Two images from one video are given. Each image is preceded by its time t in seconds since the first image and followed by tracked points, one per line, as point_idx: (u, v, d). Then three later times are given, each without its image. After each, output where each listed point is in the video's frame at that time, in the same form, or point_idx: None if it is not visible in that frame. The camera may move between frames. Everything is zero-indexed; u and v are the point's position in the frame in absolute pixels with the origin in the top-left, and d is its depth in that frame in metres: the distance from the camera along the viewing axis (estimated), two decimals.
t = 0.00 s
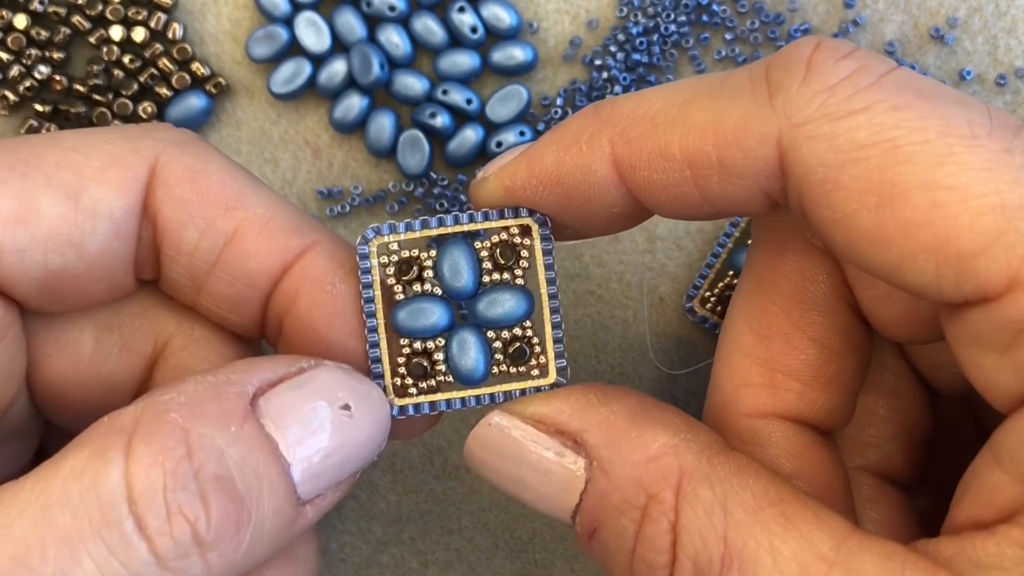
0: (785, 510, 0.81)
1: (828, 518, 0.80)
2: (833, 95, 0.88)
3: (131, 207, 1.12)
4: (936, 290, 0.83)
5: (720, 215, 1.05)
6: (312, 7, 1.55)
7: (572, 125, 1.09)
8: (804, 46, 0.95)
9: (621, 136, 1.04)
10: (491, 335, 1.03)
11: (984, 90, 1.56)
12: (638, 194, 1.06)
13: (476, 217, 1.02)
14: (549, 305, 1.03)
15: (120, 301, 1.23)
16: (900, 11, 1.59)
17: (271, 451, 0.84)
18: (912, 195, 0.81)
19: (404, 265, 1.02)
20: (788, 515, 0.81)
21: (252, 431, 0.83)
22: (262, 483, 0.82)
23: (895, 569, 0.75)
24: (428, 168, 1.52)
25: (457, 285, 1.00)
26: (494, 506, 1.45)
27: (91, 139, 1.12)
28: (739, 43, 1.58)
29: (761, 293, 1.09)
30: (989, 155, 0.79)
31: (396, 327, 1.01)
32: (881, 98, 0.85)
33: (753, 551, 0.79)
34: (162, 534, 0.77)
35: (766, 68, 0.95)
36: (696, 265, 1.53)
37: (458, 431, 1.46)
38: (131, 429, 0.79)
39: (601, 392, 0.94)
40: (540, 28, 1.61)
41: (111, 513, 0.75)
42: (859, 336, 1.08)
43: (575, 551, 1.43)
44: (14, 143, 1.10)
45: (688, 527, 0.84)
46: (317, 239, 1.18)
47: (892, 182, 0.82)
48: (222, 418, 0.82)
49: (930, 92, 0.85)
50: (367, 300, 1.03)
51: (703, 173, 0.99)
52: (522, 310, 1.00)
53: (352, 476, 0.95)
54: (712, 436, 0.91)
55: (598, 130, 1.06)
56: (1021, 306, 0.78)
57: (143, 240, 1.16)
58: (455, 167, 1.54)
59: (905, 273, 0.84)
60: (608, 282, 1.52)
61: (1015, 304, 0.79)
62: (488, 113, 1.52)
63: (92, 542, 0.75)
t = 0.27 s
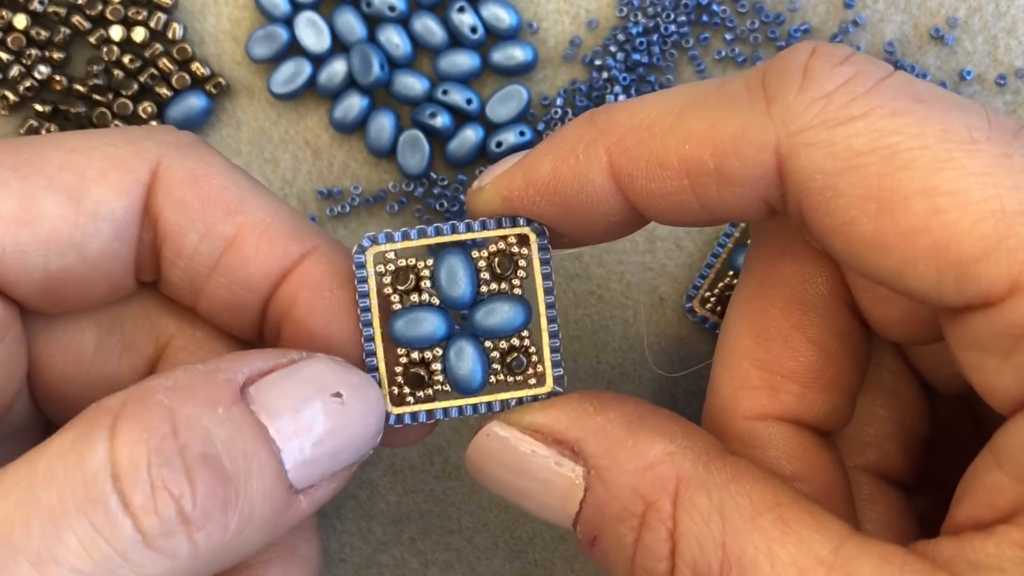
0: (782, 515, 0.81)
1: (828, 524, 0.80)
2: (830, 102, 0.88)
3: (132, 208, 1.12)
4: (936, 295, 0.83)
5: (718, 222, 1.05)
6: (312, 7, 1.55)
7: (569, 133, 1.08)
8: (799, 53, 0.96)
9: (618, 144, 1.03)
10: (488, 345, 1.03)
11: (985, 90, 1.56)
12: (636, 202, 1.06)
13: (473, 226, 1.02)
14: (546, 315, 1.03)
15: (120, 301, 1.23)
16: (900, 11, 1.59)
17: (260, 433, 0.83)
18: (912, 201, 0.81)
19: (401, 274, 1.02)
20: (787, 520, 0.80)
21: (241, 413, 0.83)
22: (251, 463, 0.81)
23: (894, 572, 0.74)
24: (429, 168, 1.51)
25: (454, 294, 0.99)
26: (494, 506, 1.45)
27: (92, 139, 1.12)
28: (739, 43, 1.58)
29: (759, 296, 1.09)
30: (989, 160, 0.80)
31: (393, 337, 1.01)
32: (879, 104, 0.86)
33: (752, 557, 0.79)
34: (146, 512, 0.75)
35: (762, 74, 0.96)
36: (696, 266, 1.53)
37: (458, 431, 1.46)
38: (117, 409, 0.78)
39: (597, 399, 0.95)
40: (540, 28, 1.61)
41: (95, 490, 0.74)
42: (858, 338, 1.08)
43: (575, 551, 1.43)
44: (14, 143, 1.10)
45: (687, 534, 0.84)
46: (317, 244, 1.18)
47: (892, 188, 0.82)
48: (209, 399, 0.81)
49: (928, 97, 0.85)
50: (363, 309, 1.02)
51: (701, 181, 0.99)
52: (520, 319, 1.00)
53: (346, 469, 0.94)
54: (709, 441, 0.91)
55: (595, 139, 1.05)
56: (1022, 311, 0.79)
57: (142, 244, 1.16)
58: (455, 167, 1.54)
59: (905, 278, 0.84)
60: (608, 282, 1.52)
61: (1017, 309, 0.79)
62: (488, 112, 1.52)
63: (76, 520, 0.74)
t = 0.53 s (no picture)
0: (771, 524, 0.82)
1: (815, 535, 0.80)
2: (815, 111, 0.89)
3: (132, 207, 1.12)
4: (919, 304, 0.84)
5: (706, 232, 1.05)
6: (312, 7, 1.55)
7: (558, 144, 1.09)
8: (785, 63, 0.96)
9: (605, 156, 1.04)
10: (480, 357, 1.03)
11: (984, 90, 1.56)
12: (624, 213, 1.06)
13: (464, 238, 1.02)
14: (538, 326, 1.03)
15: (119, 299, 1.23)
16: (900, 11, 1.59)
17: (246, 390, 0.85)
18: (895, 211, 0.82)
19: (392, 287, 1.02)
20: (775, 530, 0.81)
21: (225, 371, 0.84)
22: (239, 421, 0.82)
23: None
24: (429, 168, 1.51)
25: (445, 306, 1.00)
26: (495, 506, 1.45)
27: (92, 139, 1.12)
28: (739, 43, 1.58)
29: (747, 305, 1.10)
30: (971, 170, 0.80)
31: (385, 350, 1.01)
32: (863, 113, 0.86)
33: (740, 565, 0.80)
34: (138, 474, 0.77)
35: (748, 85, 0.96)
36: (696, 265, 1.52)
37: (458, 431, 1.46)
38: (105, 378, 0.80)
39: (587, 410, 0.95)
40: (540, 28, 1.61)
41: (86, 456, 0.76)
42: (846, 346, 1.08)
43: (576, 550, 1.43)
44: (13, 142, 1.10)
45: (676, 545, 0.84)
46: (316, 244, 1.17)
47: (875, 198, 0.83)
48: (194, 361, 0.83)
49: (913, 108, 0.86)
50: (354, 321, 1.02)
51: (688, 191, 0.99)
52: (511, 331, 1.01)
53: (341, 421, 0.95)
54: (699, 451, 0.91)
55: (583, 150, 1.06)
56: (1004, 320, 0.78)
57: (142, 242, 1.16)
58: (455, 167, 1.54)
59: (888, 288, 0.84)
60: (608, 282, 1.52)
61: (999, 318, 0.79)
62: (488, 113, 1.52)
63: (71, 485, 0.76)
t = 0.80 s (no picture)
0: (791, 559, 0.79)
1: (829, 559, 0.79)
2: (835, 90, 0.88)
3: (130, 206, 1.12)
4: (933, 292, 0.83)
5: (720, 211, 1.02)
6: (312, 7, 1.55)
7: (572, 115, 1.07)
8: (807, 44, 0.96)
9: (620, 129, 1.01)
10: (475, 361, 1.03)
11: (984, 90, 1.56)
12: (635, 188, 1.03)
13: (463, 241, 1.01)
14: (535, 332, 1.04)
15: (118, 298, 1.22)
16: (900, 11, 1.59)
17: (248, 391, 0.84)
18: (914, 191, 0.80)
19: (390, 288, 1.02)
20: (795, 563, 0.79)
21: (227, 373, 0.84)
22: (241, 423, 0.82)
23: None
24: (429, 168, 1.51)
25: (443, 308, 0.99)
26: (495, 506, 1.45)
27: (91, 138, 1.12)
28: (739, 43, 1.58)
29: (756, 316, 1.08)
30: (991, 153, 0.80)
31: (381, 350, 1.01)
32: (884, 94, 0.86)
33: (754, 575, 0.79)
34: (141, 476, 0.77)
35: (769, 63, 0.96)
36: (696, 266, 1.52)
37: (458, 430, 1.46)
38: (108, 380, 0.80)
39: (616, 435, 0.95)
40: (540, 28, 1.61)
41: (90, 457, 0.76)
42: (855, 353, 1.07)
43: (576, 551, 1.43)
44: (12, 141, 1.10)
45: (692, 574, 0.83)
46: (312, 244, 1.16)
47: (894, 177, 0.81)
48: (195, 363, 0.83)
49: (932, 90, 0.85)
50: (353, 321, 1.02)
51: (703, 165, 0.96)
52: (508, 336, 1.00)
53: (342, 421, 0.95)
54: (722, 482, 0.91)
55: (598, 122, 1.03)
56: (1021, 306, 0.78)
57: (141, 240, 1.16)
58: (455, 167, 1.54)
59: (900, 271, 0.83)
60: (608, 283, 1.51)
61: (1015, 305, 0.79)
62: (488, 113, 1.52)
63: (74, 486, 0.76)
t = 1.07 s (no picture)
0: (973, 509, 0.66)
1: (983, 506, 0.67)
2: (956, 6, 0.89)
3: (131, 207, 1.12)
4: None
5: (826, 142, 1.01)
6: (312, 7, 1.55)
7: (673, 60, 1.06)
8: None
9: (731, 62, 1.00)
10: (479, 360, 1.03)
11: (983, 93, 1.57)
12: (741, 120, 1.02)
13: (469, 239, 1.02)
14: (540, 330, 1.03)
15: (118, 299, 1.22)
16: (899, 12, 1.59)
17: (250, 393, 0.84)
18: None
19: (394, 288, 1.02)
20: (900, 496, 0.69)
21: (230, 375, 0.84)
22: (244, 426, 0.82)
23: None
24: (429, 168, 1.51)
25: (447, 308, 0.99)
26: (495, 506, 1.45)
27: (92, 139, 1.12)
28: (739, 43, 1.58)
29: (830, 242, 1.06)
30: None
31: (386, 350, 1.00)
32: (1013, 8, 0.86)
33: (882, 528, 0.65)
34: (144, 479, 0.77)
35: None
36: (697, 266, 1.52)
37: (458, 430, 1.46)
38: (112, 382, 0.80)
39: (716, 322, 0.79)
40: (541, 28, 1.61)
41: (94, 460, 0.76)
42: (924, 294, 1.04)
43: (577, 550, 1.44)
44: (13, 141, 1.10)
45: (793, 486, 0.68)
46: (313, 246, 1.16)
47: (1011, 83, 0.80)
48: (199, 365, 0.83)
49: None
50: (358, 321, 1.02)
51: (820, 85, 0.96)
52: (513, 335, 1.01)
53: (346, 421, 0.95)
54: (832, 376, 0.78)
55: (702, 60, 1.02)
56: None
57: (142, 241, 1.16)
58: (455, 167, 1.54)
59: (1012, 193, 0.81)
60: (608, 283, 1.51)
61: None
62: (488, 113, 1.52)
63: (78, 489, 0.76)
